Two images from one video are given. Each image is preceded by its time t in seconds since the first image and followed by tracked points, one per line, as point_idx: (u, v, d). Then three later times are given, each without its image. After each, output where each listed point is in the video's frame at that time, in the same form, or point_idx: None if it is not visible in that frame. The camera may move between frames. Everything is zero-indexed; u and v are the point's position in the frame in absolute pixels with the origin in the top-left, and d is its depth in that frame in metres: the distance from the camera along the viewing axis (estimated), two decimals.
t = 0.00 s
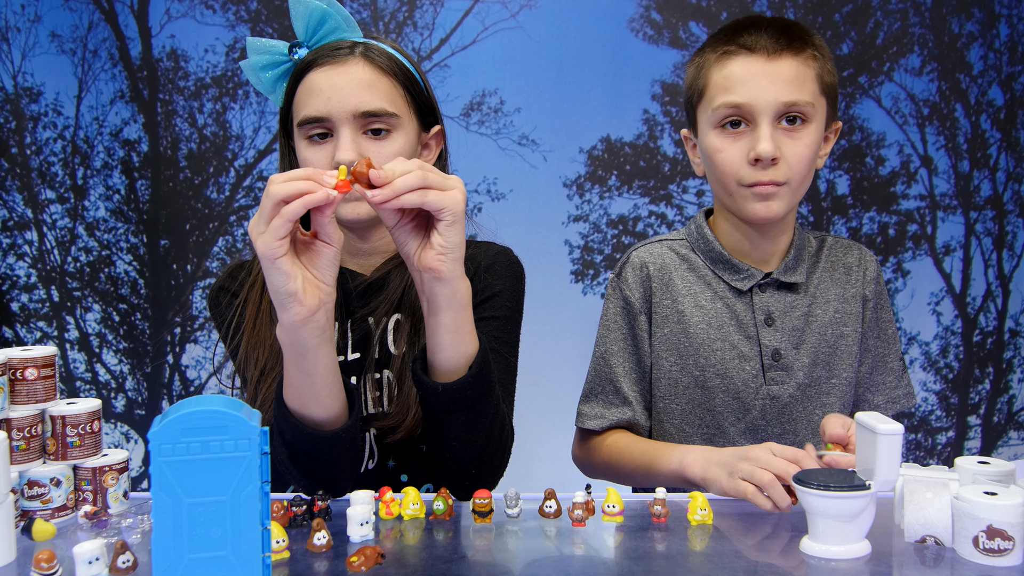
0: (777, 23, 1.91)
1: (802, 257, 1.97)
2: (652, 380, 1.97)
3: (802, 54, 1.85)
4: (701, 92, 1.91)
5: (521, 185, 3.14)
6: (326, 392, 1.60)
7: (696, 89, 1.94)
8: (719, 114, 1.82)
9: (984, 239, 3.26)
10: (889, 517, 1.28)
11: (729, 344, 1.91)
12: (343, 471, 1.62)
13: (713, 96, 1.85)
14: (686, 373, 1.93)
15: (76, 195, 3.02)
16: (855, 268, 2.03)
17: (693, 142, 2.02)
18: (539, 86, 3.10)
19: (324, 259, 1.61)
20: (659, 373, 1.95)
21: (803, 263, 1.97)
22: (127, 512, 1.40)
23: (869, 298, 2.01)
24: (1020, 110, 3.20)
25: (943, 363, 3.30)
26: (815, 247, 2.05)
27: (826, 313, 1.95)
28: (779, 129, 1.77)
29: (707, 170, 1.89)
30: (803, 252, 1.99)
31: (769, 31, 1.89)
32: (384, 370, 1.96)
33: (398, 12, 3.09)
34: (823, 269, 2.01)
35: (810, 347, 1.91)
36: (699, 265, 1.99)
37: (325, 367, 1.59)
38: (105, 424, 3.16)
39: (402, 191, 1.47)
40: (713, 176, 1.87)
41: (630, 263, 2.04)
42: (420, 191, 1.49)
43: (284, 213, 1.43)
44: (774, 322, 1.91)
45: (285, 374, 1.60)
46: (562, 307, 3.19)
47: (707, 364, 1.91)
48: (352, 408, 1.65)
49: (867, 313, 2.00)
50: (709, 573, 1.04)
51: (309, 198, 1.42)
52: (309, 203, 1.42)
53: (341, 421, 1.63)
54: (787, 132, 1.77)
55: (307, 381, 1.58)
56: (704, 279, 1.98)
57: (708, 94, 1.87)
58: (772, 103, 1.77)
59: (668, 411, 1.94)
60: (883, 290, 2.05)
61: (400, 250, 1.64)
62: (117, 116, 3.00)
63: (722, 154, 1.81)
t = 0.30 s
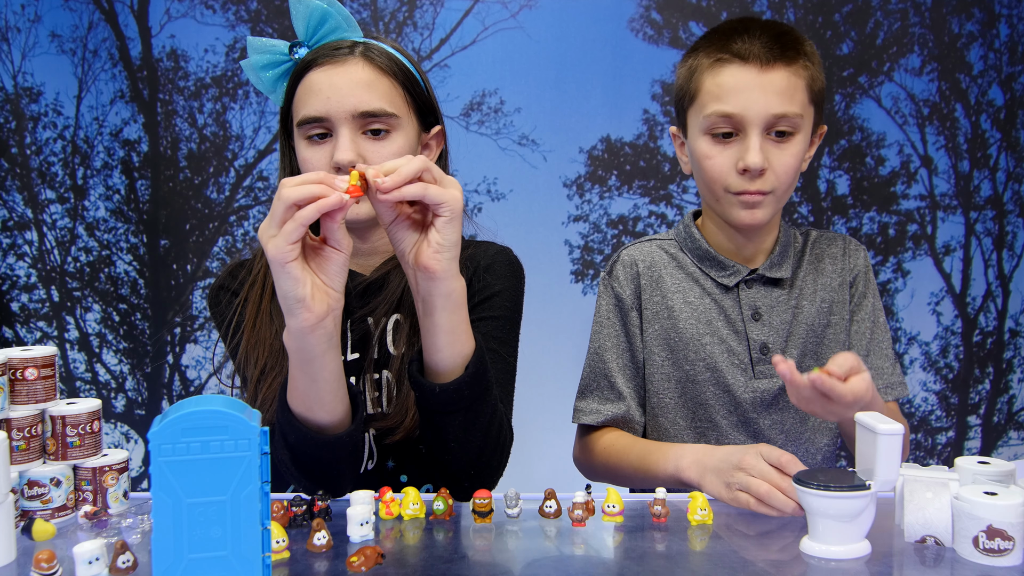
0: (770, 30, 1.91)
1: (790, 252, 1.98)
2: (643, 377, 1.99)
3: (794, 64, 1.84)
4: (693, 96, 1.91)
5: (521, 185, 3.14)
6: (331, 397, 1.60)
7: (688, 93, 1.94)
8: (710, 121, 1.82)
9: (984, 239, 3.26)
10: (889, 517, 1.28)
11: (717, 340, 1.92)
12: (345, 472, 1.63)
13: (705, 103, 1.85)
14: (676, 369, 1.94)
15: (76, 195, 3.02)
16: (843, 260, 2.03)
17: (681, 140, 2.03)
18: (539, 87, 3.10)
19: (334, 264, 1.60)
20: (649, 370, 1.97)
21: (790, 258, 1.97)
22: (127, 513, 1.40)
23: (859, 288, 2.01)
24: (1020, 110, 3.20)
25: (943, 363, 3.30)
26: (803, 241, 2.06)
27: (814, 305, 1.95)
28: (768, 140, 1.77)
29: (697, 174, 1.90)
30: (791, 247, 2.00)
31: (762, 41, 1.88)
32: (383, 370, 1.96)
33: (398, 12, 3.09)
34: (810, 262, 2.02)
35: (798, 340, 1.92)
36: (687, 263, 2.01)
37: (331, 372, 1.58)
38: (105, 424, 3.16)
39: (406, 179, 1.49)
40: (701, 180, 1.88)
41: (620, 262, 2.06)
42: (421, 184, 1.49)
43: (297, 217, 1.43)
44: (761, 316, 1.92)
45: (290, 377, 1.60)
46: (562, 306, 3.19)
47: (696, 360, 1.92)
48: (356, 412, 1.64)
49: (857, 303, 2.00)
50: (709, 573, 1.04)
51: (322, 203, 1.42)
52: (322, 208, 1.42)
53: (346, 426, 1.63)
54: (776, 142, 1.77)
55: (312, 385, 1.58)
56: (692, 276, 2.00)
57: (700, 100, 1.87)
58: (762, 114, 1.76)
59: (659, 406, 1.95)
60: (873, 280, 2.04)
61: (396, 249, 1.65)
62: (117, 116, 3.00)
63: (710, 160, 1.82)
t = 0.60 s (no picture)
0: (760, 34, 1.91)
1: (777, 250, 1.98)
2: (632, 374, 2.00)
3: (783, 67, 1.84)
4: (683, 97, 1.90)
5: (521, 185, 3.14)
6: (332, 393, 1.60)
7: (678, 95, 1.94)
8: (698, 123, 1.82)
9: (984, 239, 3.26)
10: (889, 517, 1.28)
11: (702, 336, 1.93)
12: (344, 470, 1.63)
13: (694, 105, 1.85)
14: (663, 365, 1.96)
15: (76, 195, 3.02)
16: (835, 253, 2.00)
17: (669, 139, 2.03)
18: (538, 87, 3.10)
19: (340, 264, 1.58)
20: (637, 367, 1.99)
21: (776, 255, 1.97)
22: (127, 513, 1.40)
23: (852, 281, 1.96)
24: (1020, 110, 3.20)
25: (943, 363, 3.30)
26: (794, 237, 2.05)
27: (801, 300, 1.95)
28: (756, 141, 1.77)
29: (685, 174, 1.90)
30: (779, 242, 1.99)
31: (751, 44, 1.88)
32: (382, 371, 1.96)
33: (398, 12, 3.09)
34: (799, 257, 2.01)
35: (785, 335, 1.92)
36: (675, 261, 2.03)
37: (330, 369, 1.59)
38: (105, 424, 3.16)
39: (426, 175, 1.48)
40: (689, 180, 1.88)
41: (610, 261, 2.10)
42: (441, 187, 1.48)
43: (310, 210, 1.43)
44: (746, 312, 1.93)
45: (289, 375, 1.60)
46: (562, 306, 3.19)
47: (681, 356, 1.93)
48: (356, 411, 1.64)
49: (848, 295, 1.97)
50: (710, 573, 1.04)
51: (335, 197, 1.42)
52: (334, 201, 1.42)
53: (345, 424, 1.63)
54: (764, 143, 1.77)
55: (311, 381, 1.58)
56: (679, 274, 2.01)
57: (689, 101, 1.87)
58: (751, 117, 1.76)
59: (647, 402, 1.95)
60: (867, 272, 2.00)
61: (401, 249, 1.64)
62: (117, 116, 3.00)
63: (699, 161, 1.82)
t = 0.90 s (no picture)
0: (747, 34, 1.92)
1: (770, 251, 1.97)
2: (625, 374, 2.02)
3: (769, 65, 1.84)
4: (671, 97, 1.91)
5: (521, 185, 3.14)
6: (324, 375, 1.60)
7: (666, 94, 1.94)
8: (686, 120, 1.82)
9: (984, 239, 3.26)
10: (889, 516, 1.28)
11: (691, 336, 1.94)
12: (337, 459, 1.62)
13: (681, 102, 1.85)
14: (654, 365, 1.97)
15: (76, 195, 3.02)
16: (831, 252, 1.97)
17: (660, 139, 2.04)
18: (538, 87, 3.10)
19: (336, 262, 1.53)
20: (628, 368, 2.00)
21: (769, 257, 1.96)
22: (127, 513, 1.40)
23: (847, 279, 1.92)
24: (1020, 110, 3.20)
25: (943, 363, 3.30)
26: (790, 237, 2.04)
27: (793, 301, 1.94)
28: (742, 138, 1.77)
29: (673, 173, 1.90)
30: (772, 243, 1.98)
31: (738, 43, 1.88)
32: (380, 371, 1.96)
33: (398, 12, 3.09)
34: (793, 258, 1.99)
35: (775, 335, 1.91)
36: (668, 262, 2.05)
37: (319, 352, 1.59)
38: (105, 424, 3.16)
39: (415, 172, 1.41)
40: (677, 179, 1.88)
41: (605, 262, 2.12)
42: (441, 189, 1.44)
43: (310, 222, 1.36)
44: (736, 313, 1.93)
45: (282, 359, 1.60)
46: (562, 306, 3.19)
47: (671, 356, 1.95)
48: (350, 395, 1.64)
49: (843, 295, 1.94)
50: (710, 573, 1.04)
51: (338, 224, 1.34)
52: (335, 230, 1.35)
53: (340, 407, 1.62)
54: (750, 140, 1.77)
55: (302, 363, 1.58)
56: (672, 275, 2.03)
57: (677, 99, 1.87)
58: (736, 114, 1.77)
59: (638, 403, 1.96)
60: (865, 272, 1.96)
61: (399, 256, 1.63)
62: (117, 116, 3.00)
63: (685, 158, 1.82)
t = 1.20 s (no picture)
0: (751, 31, 1.92)
1: (770, 250, 1.97)
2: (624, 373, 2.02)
3: (773, 63, 1.84)
4: (674, 93, 1.91)
5: (521, 185, 3.14)
6: (328, 354, 1.62)
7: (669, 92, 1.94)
8: (688, 117, 1.82)
9: (984, 239, 3.26)
10: (889, 517, 1.28)
11: (690, 336, 1.94)
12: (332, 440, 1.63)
13: (685, 99, 1.85)
14: (653, 364, 1.97)
15: (76, 195, 3.02)
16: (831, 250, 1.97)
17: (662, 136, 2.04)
18: (539, 87, 3.10)
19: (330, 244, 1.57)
20: (627, 367, 2.00)
21: (769, 255, 1.96)
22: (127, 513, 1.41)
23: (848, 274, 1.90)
24: (1020, 110, 3.20)
25: (943, 363, 3.30)
26: (790, 236, 2.04)
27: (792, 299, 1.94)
28: (745, 136, 1.77)
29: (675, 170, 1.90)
30: (772, 241, 1.98)
31: (742, 41, 1.88)
32: (380, 371, 1.96)
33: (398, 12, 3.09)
34: (793, 257, 1.99)
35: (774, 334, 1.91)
36: (668, 261, 2.05)
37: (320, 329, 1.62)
38: (105, 424, 3.16)
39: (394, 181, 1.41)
40: (679, 176, 1.88)
41: (605, 261, 2.12)
42: (416, 193, 1.44)
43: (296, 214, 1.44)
44: (735, 312, 1.93)
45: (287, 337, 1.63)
46: (562, 305, 3.19)
47: (670, 355, 1.95)
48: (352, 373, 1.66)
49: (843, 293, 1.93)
50: (710, 573, 1.03)
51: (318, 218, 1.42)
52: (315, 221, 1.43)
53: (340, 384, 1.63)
54: (753, 138, 1.77)
55: (307, 337, 1.61)
56: (671, 274, 2.03)
57: (680, 96, 1.87)
58: (740, 112, 1.76)
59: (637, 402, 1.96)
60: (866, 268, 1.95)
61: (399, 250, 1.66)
62: (117, 116, 3.00)
63: (688, 155, 1.82)
